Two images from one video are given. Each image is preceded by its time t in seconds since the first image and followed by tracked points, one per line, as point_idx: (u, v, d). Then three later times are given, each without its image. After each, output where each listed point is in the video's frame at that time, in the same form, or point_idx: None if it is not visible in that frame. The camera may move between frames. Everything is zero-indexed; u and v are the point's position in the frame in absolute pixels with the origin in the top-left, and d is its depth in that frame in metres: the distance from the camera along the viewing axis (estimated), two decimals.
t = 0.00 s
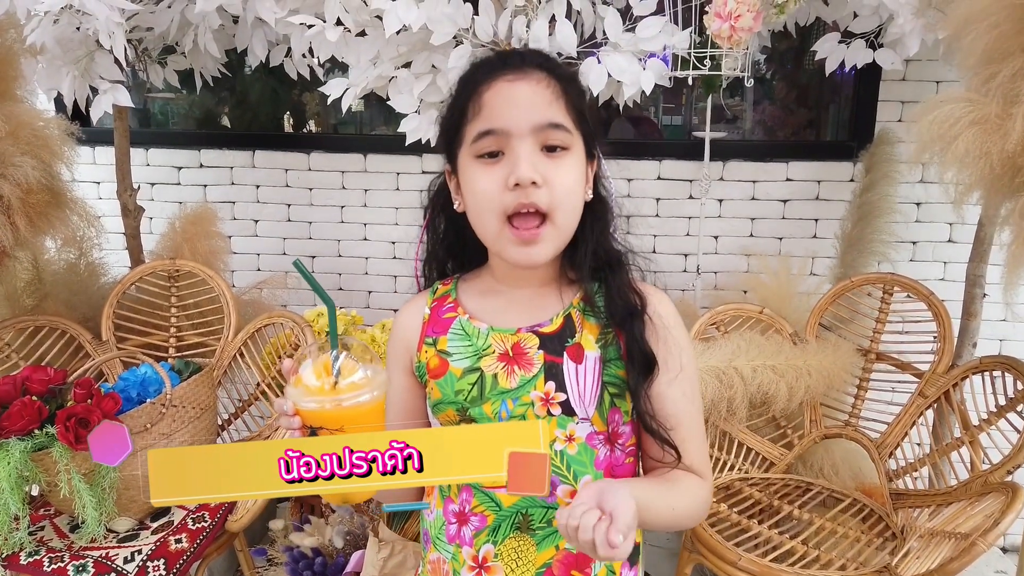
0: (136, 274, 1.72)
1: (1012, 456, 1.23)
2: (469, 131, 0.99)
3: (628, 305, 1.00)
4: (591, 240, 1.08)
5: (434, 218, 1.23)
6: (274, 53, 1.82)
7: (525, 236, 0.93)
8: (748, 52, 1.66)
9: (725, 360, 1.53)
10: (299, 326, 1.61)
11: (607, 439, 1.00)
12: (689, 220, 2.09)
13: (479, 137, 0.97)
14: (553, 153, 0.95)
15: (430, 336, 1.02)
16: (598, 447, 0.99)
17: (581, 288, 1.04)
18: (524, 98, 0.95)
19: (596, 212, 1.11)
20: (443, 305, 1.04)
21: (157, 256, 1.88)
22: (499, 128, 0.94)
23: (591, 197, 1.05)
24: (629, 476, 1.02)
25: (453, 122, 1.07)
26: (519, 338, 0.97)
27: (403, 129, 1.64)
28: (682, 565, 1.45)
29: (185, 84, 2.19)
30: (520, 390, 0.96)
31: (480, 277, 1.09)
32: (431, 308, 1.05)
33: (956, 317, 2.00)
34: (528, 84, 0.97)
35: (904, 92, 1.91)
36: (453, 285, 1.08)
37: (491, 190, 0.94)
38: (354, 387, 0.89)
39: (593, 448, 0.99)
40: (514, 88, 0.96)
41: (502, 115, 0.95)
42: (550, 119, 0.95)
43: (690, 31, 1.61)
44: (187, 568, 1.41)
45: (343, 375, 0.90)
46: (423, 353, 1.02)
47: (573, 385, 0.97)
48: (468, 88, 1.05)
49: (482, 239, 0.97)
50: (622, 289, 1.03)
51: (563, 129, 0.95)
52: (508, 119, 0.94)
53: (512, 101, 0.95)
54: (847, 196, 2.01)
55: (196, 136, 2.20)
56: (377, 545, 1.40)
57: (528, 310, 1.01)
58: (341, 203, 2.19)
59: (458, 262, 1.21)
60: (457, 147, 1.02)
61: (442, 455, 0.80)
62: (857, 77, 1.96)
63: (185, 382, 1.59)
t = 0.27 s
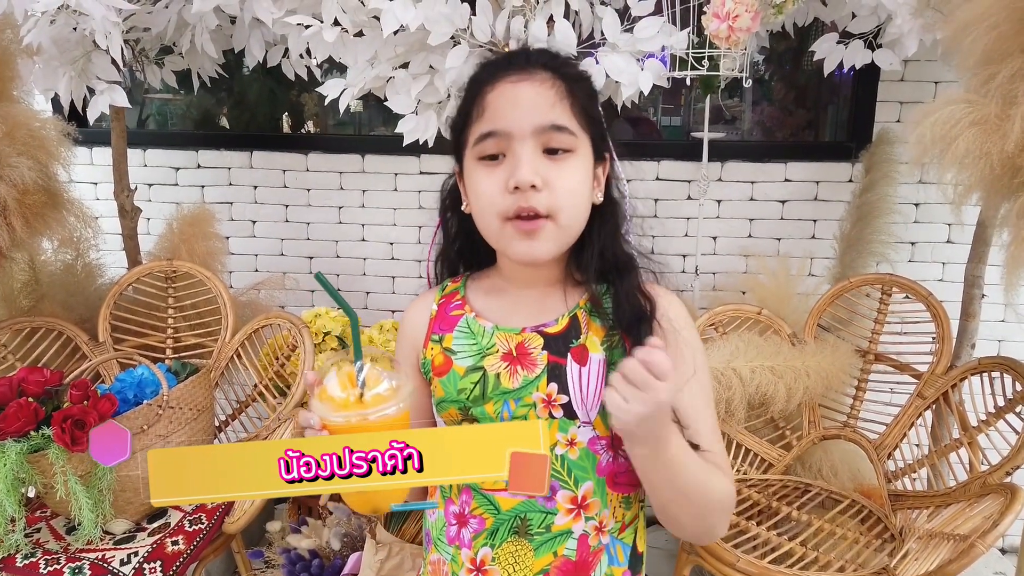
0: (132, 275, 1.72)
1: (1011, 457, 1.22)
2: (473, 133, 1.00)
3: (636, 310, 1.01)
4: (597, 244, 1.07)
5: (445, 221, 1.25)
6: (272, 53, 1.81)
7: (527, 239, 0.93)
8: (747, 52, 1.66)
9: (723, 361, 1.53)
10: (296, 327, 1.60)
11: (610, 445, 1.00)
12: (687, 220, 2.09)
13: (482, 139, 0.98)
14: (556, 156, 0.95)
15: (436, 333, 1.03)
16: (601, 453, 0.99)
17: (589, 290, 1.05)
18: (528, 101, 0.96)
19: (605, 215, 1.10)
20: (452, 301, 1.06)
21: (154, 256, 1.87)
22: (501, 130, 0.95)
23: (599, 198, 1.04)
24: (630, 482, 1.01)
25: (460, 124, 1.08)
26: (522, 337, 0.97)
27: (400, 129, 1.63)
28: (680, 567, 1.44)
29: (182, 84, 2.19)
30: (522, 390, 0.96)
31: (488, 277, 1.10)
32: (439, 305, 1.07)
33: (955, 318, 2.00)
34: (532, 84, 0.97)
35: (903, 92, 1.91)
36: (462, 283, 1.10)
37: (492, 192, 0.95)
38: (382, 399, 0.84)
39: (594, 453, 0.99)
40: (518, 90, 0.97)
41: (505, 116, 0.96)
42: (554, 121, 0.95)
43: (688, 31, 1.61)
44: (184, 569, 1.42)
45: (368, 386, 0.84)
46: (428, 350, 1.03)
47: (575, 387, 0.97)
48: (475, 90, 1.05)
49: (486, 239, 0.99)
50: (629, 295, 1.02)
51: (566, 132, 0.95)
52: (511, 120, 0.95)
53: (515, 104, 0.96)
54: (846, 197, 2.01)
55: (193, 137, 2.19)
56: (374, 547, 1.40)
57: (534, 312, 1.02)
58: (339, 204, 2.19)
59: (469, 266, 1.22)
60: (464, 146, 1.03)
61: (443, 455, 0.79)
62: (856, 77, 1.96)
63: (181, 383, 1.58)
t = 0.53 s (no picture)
0: (132, 275, 1.72)
1: (1009, 458, 1.23)
2: (483, 137, 1.01)
3: (643, 315, 1.00)
4: (608, 251, 1.08)
5: (461, 224, 1.29)
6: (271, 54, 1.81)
7: (533, 246, 0.94)
8: (745, 53, 1.66)
9: (722, 362, 1.53)
10: (295, 328, 1.60)
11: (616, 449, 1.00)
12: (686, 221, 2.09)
13: (490, 144, 0.98)
14: (564, 163, 0.94)
15: (447, 335, 1.05)
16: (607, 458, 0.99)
17: (599, 294, 1.05)
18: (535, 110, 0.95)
19: (616, 221, 1.10)
20: (464, 304, 1.08)
21: (154, 257, 1.87)
22: (508, 137, 0.95)
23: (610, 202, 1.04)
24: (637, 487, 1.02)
25: (473, 129, 1.09)
26: (529, 341, 0.98)
27: (399, 131, 1.63)
28: (680, 567, 1.44)
29: (181, 85, 2.19)
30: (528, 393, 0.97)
31: (499, 279, 1.12)
32: (451, 307, 1.09)
33: (953, 319, 2.00)
34: (541, 92, 0.97)
35: (901, 94, 1.91)
36: (475, 285, 1.12)
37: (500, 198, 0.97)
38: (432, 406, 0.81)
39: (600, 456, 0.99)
40: (524, 96, 0.97)
41: (513, 123, 0.95)
42: (561, 129, 0.94)
43: (687, 33, 1.61)
44: (183, 570, 1.42)
45: (418, 393, 0.82)
46: (440, 350, 1.05)
47: (580, 391, 0.97)
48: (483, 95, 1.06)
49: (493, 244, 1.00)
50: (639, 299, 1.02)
51: (575, 138, 0.94)
52: (518, 127, 0.95)
53: (525, 113, 0.95)
54: (845, 198, 2.01)
55: (192, 137, 2.19)
56: (373, 547, 1.40)
57: (542, 315, 1.02)
58: (338, 204, 2.19)
59: (485, 267, 1.26)
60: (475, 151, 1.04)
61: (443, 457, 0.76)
62: (855, 78, 1.97)
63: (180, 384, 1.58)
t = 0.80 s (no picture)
0: (131, 275, 1.73)
1: (1006, 456, 1.23)
2: (490, 133, 1.02)
3: (649, 316, 0.99)
4: (615, 247, 1.08)
5: (464, 222, 1.29)
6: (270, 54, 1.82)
7: (540, 241, 0.96)
8: (744, 53, 1.66)
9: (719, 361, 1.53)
10: (294, 327, 1.60)
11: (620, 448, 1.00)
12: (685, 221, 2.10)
13: (497, 139, 1.00)
14: (573, 158, 0.96)
15: (451, 334, 1.06)
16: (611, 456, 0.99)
17: (603, 293, 1.05)
18: (544, 102, 0.97)
19: (621, 217, 1.11)
20: (467, 303, 1.09)
21: (153, 256, 1.88)
22: (517, 131, 0.97)
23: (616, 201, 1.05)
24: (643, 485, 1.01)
25: (479, 126, 1.10)
26: (533, 339, 0.99)
27: (398, 130, 1.63)
28: (678, 566, 1.44)
29: (181, 85, 2.19)
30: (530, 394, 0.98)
31: (503, 278, 1.13)
32: (455, 306, 1.10)
33: (951, 318, 2.01)
34: (551, 87, 0.99)
35: (899, 94, 1.92)
36: (479, 283, 1.13)
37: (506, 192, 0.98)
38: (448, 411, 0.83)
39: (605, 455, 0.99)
40: (535, 91, 0.98)
41: (521, 117, 0.97)
42: (570, 123, 0.96)
43: (685, 32, 1.61)
44: (181, 569, 1.43)
45: (433, 396, 0.83)
46: (444, 350, 1.06)
47: (582, 389, 0.98)
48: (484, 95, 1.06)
49: (499, 242, 1.01)
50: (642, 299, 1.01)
51: (583, 133, 0.96)
52: (526, 123, 0.97)
53: (533, 108, 0.97)
54: (843, 197, 2.02)
55: (191, 137, 2.20)
56: (372, 546, 1.39)
57: (546, 314, 1.03)
58: (337, 204, 2.19)
59: (486, 265, 1.27)
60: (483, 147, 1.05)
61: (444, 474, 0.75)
62: (853, 78, 1.97)
63: (180, 383, 1.58)
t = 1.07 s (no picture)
0: (132, 275, 1.73)
1: (1005, 455, 1.23)
2: (499, 132, 1.04)
3: (658, 316, 1.00)
4: (625, 246, 1.09)
5: (468, 221, 1.30)
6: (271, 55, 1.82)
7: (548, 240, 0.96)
8: (743, 53, 1.67)
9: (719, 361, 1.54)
10: (295, 327, 1.61)
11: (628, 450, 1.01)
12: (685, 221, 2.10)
13: (507, 139, 1.01)
14: (583, 159, 0.98)
15: (457, 335, 1.06)
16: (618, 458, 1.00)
17: (612, 293, 1.06)
18: (554, 101, 0.99)
19: (630, 217, 1.12)
20: (473, 303, 1.09)
21: (153, 256, 1.88)
22: (527, 130, 0.98)
23: (622, 200, 1.07)
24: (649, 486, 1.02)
25: (486, 126, 1.11)
26: (542, 341, 0.99)
27: (398, 131, 1.64)
28: (678, 565, 1.45)
29: (181, 86, 2.20)
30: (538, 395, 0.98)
31: (508, 278, 1.13)
32: (461, 307, 1.09)
33: (950, 318, 2.01)
34: (561, 86, 1.00)
35: (898, 94, 1.92)
36: (484, 284, 1.13)
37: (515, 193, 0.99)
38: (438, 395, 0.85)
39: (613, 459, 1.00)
40: (546, 92, 1.00)
41: (532, 116, 0.99)
42: (580, 122, 0.97)
43: (684, 33, 1.61)
44: (182, 569, 1.41)
45: (424, 381, 0.86)
46: (449, 350, 1.05)
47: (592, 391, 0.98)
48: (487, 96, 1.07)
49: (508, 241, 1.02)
50: (651, 301, 1.02)
51: (593, 133, 0.98)
52: (537, 122, 0.98)
53: (544, 106, 0.99)
54: (842, 197, 2.02)
55: (192, 138, 2.20)
56: (373, 544, 1.40)
57: (554, 316, 1.04)
58: (338, 205, 2.20)
59: (491, 265, 1.27)
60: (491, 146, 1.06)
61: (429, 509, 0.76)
62: (852, 79, 1.98)
63: (181, 383, 1.58)
